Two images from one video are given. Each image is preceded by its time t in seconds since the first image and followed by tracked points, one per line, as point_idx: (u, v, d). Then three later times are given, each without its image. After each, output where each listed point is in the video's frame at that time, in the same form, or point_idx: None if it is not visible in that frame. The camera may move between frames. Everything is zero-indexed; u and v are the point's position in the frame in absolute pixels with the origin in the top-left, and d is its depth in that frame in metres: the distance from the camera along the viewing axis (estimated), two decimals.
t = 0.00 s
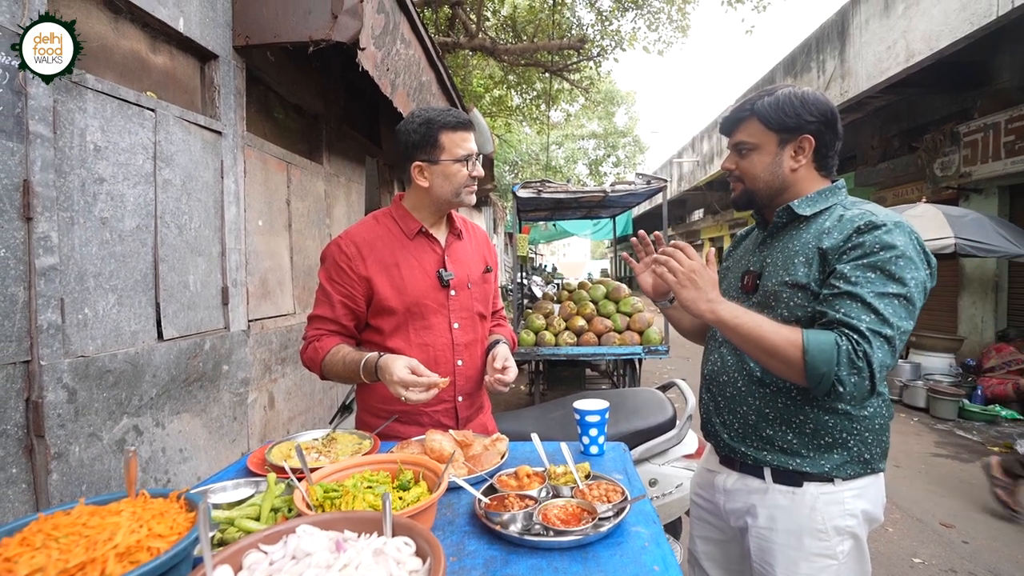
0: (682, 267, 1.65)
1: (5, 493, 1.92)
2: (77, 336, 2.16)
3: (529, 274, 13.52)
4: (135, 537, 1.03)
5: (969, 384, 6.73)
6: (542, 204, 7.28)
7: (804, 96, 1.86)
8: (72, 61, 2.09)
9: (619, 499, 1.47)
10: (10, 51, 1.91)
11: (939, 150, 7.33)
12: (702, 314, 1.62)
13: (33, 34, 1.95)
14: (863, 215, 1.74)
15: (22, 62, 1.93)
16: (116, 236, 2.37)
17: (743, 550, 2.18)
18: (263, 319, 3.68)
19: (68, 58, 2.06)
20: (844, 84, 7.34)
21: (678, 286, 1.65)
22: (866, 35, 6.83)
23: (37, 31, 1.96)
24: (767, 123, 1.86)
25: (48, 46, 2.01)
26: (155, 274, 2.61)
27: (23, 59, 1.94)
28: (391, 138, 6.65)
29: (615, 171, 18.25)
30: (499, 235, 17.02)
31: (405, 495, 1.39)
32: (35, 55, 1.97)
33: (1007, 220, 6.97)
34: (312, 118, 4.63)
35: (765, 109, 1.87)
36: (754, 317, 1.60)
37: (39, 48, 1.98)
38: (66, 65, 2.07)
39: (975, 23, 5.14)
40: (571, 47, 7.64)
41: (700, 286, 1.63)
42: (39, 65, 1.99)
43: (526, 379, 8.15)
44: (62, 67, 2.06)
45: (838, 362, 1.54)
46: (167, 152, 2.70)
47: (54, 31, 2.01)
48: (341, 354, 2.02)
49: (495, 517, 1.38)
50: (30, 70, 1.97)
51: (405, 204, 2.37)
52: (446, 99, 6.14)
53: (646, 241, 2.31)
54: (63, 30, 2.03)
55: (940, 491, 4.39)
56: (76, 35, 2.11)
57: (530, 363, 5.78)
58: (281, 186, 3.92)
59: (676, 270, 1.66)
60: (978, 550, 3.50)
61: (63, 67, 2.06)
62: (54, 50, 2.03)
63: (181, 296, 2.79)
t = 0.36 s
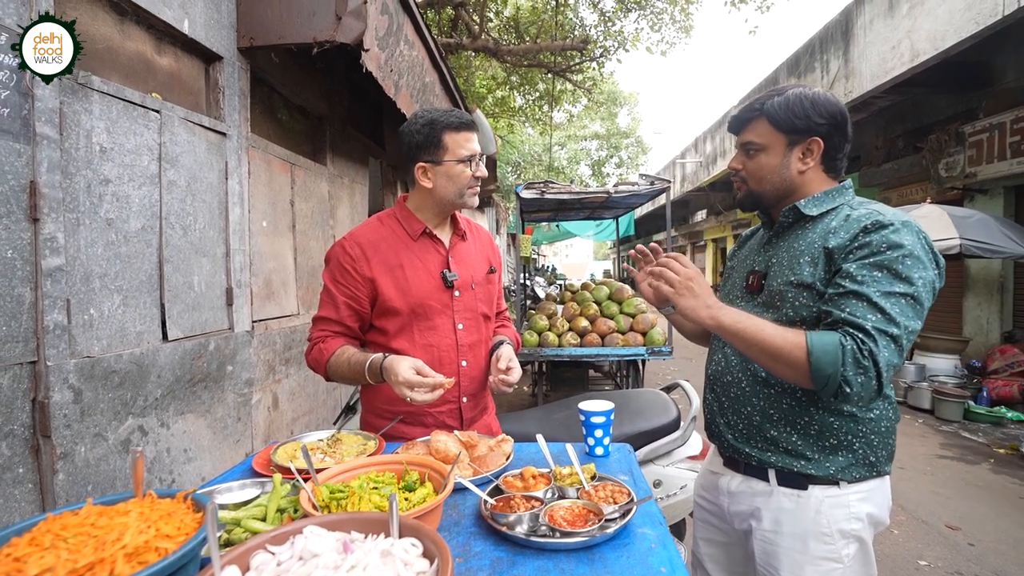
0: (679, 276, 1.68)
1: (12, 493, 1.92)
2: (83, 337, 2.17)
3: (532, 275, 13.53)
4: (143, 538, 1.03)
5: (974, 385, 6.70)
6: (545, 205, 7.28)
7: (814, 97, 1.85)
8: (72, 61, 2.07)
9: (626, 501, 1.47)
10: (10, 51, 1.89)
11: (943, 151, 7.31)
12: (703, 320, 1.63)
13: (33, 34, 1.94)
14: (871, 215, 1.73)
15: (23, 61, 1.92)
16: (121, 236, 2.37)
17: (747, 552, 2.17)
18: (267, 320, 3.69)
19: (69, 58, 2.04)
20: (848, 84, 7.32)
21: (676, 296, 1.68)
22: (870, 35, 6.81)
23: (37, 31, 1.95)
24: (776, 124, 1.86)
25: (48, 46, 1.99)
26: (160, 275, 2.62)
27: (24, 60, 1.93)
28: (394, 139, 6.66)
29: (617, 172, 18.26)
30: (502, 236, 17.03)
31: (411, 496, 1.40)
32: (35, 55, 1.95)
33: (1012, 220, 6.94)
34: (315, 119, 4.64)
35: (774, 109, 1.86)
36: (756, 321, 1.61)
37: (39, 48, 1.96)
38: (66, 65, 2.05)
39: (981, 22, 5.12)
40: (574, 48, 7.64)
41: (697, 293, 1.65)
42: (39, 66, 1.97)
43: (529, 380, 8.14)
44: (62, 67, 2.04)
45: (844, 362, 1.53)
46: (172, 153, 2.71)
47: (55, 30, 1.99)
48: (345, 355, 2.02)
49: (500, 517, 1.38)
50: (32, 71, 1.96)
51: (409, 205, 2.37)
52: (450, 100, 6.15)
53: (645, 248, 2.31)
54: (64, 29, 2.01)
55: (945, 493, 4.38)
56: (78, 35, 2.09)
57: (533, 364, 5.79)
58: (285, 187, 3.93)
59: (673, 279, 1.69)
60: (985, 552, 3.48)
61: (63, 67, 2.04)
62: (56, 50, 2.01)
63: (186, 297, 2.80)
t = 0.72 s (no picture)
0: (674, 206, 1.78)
1: (16, 493, 1.92)
2: (86, 336, 2.17)
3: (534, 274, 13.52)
4: (148, 537, 1.03)
5: (977, 385, 6.68)
6: (547, 204, 7.27)
7: (822, 89, 1.87)
8: (72, 61, 2.05)
9: (632, 500, 1.46)
10: (10, 52, 1.88)
11: (947, 149, 7.29)
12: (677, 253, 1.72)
13: (33, 33, 1.92)
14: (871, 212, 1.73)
15: (22, 61, 1.90)
16: (124, 236, 2.37)
17: (753, 553, 2.16)
18: (269, 319, 3.69)
19: (68, 58, 2.02)
20: (852, 83, 7.29)
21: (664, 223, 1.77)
22: (873, 33, 6.79)
23: (37, 31, 1.93)
24: (786, 112, 1.85)
25: (48, 46, 1.98)
26: (163, 274, 2.62)
27: (23, 59, 1.91)
28: (397, 138, 6.66)
29: (619, 171, 18.25)
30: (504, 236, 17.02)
31: (416, 495, 1.39)
32: (35, 55, 1.94)
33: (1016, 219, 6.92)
34: (318, 118, 4.64)
35: (783, 101, 1.87)
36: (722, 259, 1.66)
37: (39, 48, 1.94)
38: (66, 65, 2.03)
39: (985, 20, 5.10)
40: (576, 47, 7.63)
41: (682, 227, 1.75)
42: (39, 65, 1.96)
43: (532, 380, 8.13)
44: (62, 67, 2.02)
45: (789, 308, 1.53)
46: (175, 152, 2.71)
47: (54, 31, 1.97)
48: (349, 355, 2.01)
49: (506, 517, 1.38)
50: (31, 70, 1.95)
51: (413, 204, 2.36)
52: (452, 99, 6.14)
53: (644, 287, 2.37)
54: (64, 29, 1.99)
55: (949, 493, 4.36)
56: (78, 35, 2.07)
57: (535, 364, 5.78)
58: (287, 186, 3.93)
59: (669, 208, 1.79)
60: (989, 552, 3.46)
61: (63, 67, 2.02)
62: (55, 50, 1.99)
63: (189, 296, 2.80)
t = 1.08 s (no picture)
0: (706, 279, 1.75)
1: (20, 490, 1.92)
2: (89, 334, 2.17)
3: (536, 273, 13.51)
4: (152, 536, 1.03)
5: (980, 384, 6.66)
6: (549, 202, 7.25)
7: (819, 88, 1.83)
8: (72, 61, 2.04)
9: (635, 499, 1.46)
10: (10, 52, 1.87)
11: (950, 147, 7.27)
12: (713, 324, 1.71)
13: (33, 33, 1.91)
14: (870, 210, 1.71)
15: (22, 60, 1.89)
16: (126, 234, 2.37)
17: (753, 552, 2.16)
18: (272, 318, 3.69)
19: (68, 58, 2.01)
20: (855, 80, 7.27)
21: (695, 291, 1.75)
22: (877, 31, 6.76)
23: (38, 31, 1.92)
24: (779, 115, 1.84)
25: (48, 46, 1.97)
26: (165, 273, 2.62)
27: (23, 59, 1.90)
28: (399, 137, 6.66)
29: (621, 169, 18.23)
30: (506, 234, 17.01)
31: (420, 493, 1.39)
32: (35, 55, 1.93)
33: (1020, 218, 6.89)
34: (319, 116, 4.63)
35: (777, 101, 1.85)
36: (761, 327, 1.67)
37: (39, 48, 1.93)
38: (66, 65, 2.02)
39: (990, 17, 5.08)
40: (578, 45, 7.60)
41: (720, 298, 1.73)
42: (39, 66, 1.95)
43: (534, 378, 8.14)
44: (62, 67, 2.01)
45: (848, 364, 1.53)
46: (177, 151, 2.71)
47: (54, 30, 1.96)
48: (351, 353, 2.01)
49: (510, 515, 1.37)
50: (31, 70, 1.93)
51: (415, 202, 2.36)
52: (454, 97, 6.13)
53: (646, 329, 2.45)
54: (63, 29, 1.98)
55: (952, 492, 4.35)
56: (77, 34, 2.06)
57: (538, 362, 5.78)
58: (289, 184, 3.93)
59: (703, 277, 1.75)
60: (992, 551, 3.46)
61: (63, 67, 2.02)
62: (55, 50, 1.98)
63: (191, 294, 2.80)
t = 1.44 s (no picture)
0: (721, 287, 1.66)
1: (23, 489, 1.92)
2: (92, 333, 2.17)
3: (537, 272, 13.51)
4: (155, 535, 1.03)
5: (983, 384, 6.64)
6: (551, 201, 7.24)
7: (811, 90, 1.82)
8: (72, 61, 2.04)
9: (638, 499, 1.45)
10: (10, 52, 1.86)
11: (954, 147, 7.25)
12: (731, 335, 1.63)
13: (33, 33, 1.91)
14: (878, 211, 1.69)
15: (22, 60, 1.89)
16: (129, 233, 2.38)
17: (755, 552, 2.16)
18: (274, 317, 3.69)
19: (68, 58, 2.01)
20: (858, 79, 7.24)
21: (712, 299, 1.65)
22: (880, 30, 6.74)
23: (37, 31, 1.92)
24: (774, 121, 1.84)
25: (48, 46, 1.96)
26: (167, 271, 2.62)
27: (24, 59, 1.89)
28: (401, 136, 6.65)
29: (623, 168, 18.21)
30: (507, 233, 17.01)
31: (422, 493, 1.39)
32: (35, 55, 1.92)
33: None
34: (321, 115, 4.63)
35: (771, 107, 1.85)
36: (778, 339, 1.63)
37: (39, 48, 1.93)
38: (66, 65, 2.02)
39: (995, 16, 5.05)
40: (581, 43, 7.58)
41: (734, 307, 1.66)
42: (39, 65, 1.94)
43: (536, 377, 8.14)
44: (62, 67, 2.01)
45: (870, 375, 1.51)
46: (180, 149, 2.71)
47: (54, 31, 1.96)
48: (354, 352, 2.02)
49: (512, 515, 1.37)
50: (31, 70, 1.93)
51: (417, 200, 2.36)
52: (455, 96, 6.12)
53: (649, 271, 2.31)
54: (63, 29, 1.98)
55: (955, 492, 4.34)
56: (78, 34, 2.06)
57: (540, 361, 5.78)
58: (291, 183, 3.93)
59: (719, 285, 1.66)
60: (995, 552, 3.45)
61: (63, 67, 2.01)
62: (55, 50, 1.98)
63: (194, 293, 2.80)
